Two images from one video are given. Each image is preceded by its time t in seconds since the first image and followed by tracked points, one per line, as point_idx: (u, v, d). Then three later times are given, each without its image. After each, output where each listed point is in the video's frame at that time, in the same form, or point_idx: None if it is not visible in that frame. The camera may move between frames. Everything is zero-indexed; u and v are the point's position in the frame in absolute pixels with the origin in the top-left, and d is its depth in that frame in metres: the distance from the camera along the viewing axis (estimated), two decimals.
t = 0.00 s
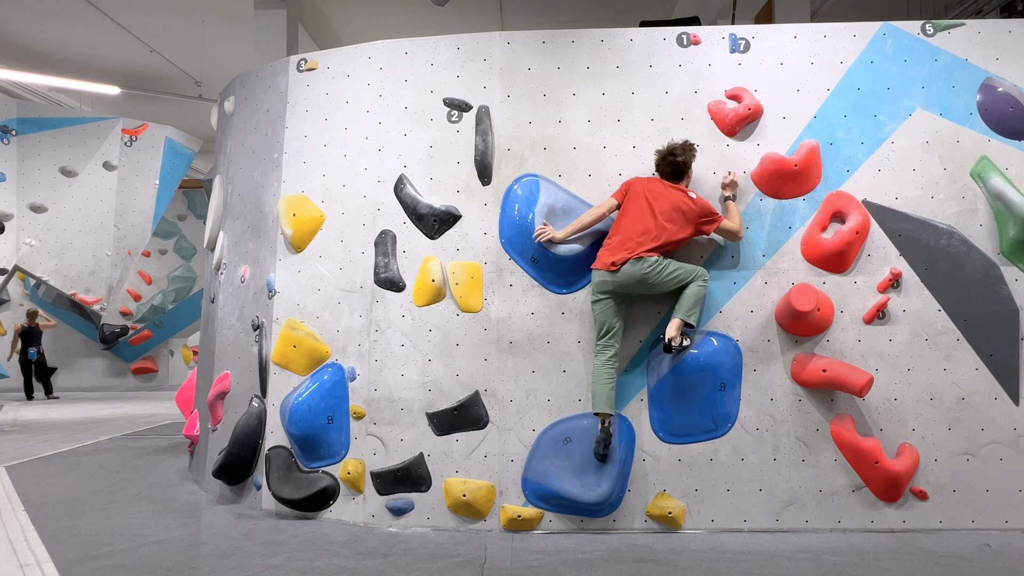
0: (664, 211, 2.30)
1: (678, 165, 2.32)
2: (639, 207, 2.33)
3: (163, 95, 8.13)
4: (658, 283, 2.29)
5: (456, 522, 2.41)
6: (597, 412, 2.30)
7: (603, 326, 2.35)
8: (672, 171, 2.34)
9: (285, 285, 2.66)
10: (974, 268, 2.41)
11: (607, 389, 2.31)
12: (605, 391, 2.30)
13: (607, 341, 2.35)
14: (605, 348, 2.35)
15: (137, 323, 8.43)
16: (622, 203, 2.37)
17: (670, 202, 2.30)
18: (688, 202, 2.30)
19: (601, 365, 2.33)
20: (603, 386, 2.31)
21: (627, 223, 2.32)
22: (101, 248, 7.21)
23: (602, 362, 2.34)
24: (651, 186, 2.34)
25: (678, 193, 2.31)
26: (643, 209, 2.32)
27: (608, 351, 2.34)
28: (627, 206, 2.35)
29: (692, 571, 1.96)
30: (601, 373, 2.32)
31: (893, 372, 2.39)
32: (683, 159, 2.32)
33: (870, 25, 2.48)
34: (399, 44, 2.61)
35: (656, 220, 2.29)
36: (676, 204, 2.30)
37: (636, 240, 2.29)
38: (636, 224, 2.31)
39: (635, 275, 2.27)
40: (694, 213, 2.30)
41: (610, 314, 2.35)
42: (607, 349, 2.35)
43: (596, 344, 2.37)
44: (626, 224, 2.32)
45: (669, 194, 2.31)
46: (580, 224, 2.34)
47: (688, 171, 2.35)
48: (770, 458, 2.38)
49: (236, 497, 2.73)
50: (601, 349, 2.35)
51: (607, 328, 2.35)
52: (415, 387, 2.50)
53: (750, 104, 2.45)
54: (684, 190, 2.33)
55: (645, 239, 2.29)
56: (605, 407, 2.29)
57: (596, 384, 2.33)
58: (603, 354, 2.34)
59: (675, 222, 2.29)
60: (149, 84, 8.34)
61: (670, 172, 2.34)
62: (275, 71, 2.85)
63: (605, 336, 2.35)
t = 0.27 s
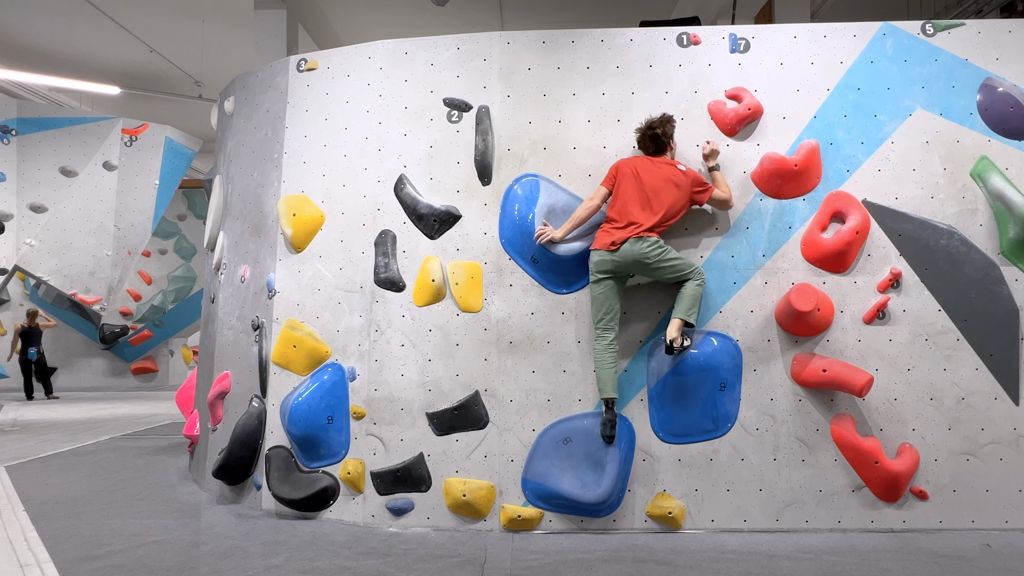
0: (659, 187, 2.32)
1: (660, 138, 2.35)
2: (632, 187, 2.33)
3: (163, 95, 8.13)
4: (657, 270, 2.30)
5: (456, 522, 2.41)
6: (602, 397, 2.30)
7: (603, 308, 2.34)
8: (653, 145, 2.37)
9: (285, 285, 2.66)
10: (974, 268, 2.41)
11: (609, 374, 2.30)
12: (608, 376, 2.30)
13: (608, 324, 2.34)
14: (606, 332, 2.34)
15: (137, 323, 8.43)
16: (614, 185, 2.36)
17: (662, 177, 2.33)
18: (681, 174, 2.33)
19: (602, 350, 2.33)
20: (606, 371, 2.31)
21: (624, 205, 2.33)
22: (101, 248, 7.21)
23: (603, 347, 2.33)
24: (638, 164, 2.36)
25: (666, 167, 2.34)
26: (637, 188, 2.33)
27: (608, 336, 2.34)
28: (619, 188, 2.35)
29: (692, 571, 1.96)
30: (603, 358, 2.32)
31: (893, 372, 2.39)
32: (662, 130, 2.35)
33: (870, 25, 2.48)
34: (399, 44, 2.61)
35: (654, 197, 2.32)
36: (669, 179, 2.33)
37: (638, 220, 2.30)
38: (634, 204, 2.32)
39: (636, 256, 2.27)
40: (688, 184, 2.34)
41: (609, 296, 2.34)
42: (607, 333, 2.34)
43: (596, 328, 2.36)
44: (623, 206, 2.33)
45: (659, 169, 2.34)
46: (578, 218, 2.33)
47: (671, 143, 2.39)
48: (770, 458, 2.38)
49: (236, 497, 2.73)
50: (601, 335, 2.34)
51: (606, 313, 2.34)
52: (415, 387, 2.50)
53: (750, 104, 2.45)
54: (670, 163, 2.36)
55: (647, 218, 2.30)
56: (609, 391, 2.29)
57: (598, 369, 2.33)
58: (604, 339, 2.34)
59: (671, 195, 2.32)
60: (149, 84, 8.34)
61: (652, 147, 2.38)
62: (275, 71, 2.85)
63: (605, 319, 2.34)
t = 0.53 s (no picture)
0: (649, 166, 2.33)
1: (636, 117, 2.36)
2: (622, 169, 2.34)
3: (163, 95, 8.13)
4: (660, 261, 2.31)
5: (456, 522, 2.41)
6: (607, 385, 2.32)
7: (608, 296, 2.35)
8: (631, 124, 2.38)
9: (285, 285, 2.66)
10: (974, 268, 2.41)
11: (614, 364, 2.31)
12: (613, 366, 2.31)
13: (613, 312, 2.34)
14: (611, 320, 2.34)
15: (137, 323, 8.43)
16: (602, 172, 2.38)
17: (650, 154, 2.34)
18: (667, 148, 2.35)
19: (607, 340, 2.34)
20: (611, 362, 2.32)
21: (619, 190, 2.35)
22: (101, 248, 7.21)
23: (608, 337, 2.33)
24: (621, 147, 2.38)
25: (648, 144, 2.35)
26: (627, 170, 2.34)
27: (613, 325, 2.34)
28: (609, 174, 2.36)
29: (692, 571, 1.96)
30: (608, 346, 2.33)
31: (893, 372, 2.39)
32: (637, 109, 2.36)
33: (870, 25, 2.48)
34: (399, 44, 2.61)
35: (646, 175, 2.33)
36: (657, 155, 2.34)
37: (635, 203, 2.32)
38: (628, 187, 2.34)
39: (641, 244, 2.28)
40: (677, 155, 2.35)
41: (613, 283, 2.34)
42: (611, 322, 2.35)
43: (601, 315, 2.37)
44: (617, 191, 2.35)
45: (644, 148, 2.35)
46: (574, 212, 2.34)
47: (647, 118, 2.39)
48: (770, 458, 2.38)
49: (236, 497, 2.73)
50: (606, 324, 2.35)
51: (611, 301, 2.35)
52: (415, 387, 2.50)
53: (750, 104, 2.45)
54: (652, 138, 2.37)
55: (645, 199, 2.33)
56: (615, 380, 2.30)
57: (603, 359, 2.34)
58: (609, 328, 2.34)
59: (662, 171, 2.34)
60: (149, 84, 8.34)
61: (630, 126, 2.39)
62: (275, 71, 2.85)
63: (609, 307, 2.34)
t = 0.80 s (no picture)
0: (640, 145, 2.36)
1: (608, 99, 2.38)
2: (615, 153, 2.36)
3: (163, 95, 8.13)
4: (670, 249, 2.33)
5: (456, 522, 2.41)
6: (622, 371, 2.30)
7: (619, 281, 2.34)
8: (606, 108, 2.40)
9: (285, 285, 2.66)
10: (974, 268, 2.41)
11: (626, 349, 2.30)
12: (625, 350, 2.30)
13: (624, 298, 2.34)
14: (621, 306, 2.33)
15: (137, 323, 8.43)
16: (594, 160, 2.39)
17: (637, 134, 2.37)
18: (650, 123, 2.39)
19: (618, 326, 2.32)
20: (622, 347, 2.31)
21: (619, 174, 2.37)
22: (101, 248, 7.21)
23: (620, 322, 2.32)
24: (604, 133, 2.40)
25: (629, 124, 2.39)
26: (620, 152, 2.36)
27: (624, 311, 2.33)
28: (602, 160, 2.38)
29: (692, 571, 1.96)
30: (621, 329, 2.32)
31: (893, 372, 2.39)
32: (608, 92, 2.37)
33: (870, 25, 2.48)
34: (399, 44, 2.61)
35: (642, 154, 2.36)
36: (645, 133, 2.37)
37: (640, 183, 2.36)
38: (627, 169, 2.37)
39: (654, 228, 2.31)
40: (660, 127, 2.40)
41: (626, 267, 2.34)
42: (623, 308, 2.33)
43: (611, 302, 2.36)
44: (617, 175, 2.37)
45: (628, 128, 2.38)
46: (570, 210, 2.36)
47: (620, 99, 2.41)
48: (770, 458, 2.38)
49: (236, 497, 2.73)
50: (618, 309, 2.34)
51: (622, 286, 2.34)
52: (415, 387, 2.50)
53: (750, 104, 2.45)
54: (630, 116, 2.40)
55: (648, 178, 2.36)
56: (627, 366, 2.30)
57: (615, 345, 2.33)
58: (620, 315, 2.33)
59: (652, 147, 2.37)
60: (149, 84, 8.34)
61: (605, 111, 2.41)
62: (275, 71, 2.85)
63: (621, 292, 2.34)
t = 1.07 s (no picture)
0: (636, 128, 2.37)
1: (589, 92, 2.39)
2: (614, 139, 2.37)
3: (163, 95, 8.13)
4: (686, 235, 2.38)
5: (456, 522, 2.41)
6: (648, 350, 2.31)
7: (644, 261, 2.34)
8: (589, 101, 2.41)
9: (285, 285, 2.66)
10: (974, 268, 2.41)
11: (653, 327, 2.31)
12: (652, 329, 2.31)
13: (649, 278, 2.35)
14: (646, 286, 2.35)
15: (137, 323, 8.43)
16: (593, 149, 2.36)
17: (632, 118, 2.38)
18: (636, 106, 2.40)
19: (643, 305, 2.34)
20: (648, 326, 2.32)
21: (627, 159, 2.38)
22: (101, 248, 7.21)
23: (644, 302, 2.34)
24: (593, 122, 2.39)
25: (618, 110, 2.39)
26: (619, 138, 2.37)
27: (649, 290, 2.35)
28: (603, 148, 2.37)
29: (692, 571, 1.96)
30: (648, 308, 2.34)
31: (892, 372, 2.39)
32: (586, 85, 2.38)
33: (870, 25, 2.48)
34: (399, 44, 2.62)
35: (642, 137, 2.38)
36: (637, 116, 2.39)
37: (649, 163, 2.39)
38: (631, 153, 2.38)
39: (677, 208, 2.36)
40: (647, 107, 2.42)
41: (653, 247, 2.34)
42: (647, 289, 2.35)
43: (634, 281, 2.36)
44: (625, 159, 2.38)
45: (617, 114, 2.39)
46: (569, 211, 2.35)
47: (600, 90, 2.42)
48: (770, 458, 2.38)
49: (236, 497, 2.73)
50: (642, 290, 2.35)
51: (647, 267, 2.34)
52: (415, 387, 2.50)
53: (750, 104, 2.45)
54: (615, 104, 2.41)
55: (653, 157, 2.39)
56: (654, 345, 2.31)
57: (639, 324, 2.34)
58: (644, 294, 2.34)
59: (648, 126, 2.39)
60: (149, 84, 8.34)
61: (587, 103, 2.41)
62: (275, 71, 2.85)
63: (647, 271, 2.34)
